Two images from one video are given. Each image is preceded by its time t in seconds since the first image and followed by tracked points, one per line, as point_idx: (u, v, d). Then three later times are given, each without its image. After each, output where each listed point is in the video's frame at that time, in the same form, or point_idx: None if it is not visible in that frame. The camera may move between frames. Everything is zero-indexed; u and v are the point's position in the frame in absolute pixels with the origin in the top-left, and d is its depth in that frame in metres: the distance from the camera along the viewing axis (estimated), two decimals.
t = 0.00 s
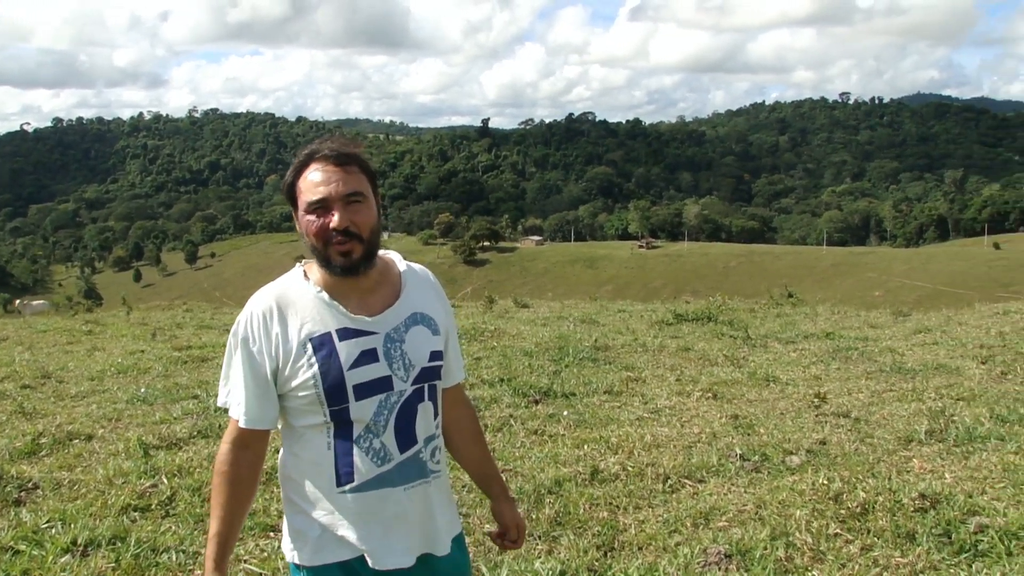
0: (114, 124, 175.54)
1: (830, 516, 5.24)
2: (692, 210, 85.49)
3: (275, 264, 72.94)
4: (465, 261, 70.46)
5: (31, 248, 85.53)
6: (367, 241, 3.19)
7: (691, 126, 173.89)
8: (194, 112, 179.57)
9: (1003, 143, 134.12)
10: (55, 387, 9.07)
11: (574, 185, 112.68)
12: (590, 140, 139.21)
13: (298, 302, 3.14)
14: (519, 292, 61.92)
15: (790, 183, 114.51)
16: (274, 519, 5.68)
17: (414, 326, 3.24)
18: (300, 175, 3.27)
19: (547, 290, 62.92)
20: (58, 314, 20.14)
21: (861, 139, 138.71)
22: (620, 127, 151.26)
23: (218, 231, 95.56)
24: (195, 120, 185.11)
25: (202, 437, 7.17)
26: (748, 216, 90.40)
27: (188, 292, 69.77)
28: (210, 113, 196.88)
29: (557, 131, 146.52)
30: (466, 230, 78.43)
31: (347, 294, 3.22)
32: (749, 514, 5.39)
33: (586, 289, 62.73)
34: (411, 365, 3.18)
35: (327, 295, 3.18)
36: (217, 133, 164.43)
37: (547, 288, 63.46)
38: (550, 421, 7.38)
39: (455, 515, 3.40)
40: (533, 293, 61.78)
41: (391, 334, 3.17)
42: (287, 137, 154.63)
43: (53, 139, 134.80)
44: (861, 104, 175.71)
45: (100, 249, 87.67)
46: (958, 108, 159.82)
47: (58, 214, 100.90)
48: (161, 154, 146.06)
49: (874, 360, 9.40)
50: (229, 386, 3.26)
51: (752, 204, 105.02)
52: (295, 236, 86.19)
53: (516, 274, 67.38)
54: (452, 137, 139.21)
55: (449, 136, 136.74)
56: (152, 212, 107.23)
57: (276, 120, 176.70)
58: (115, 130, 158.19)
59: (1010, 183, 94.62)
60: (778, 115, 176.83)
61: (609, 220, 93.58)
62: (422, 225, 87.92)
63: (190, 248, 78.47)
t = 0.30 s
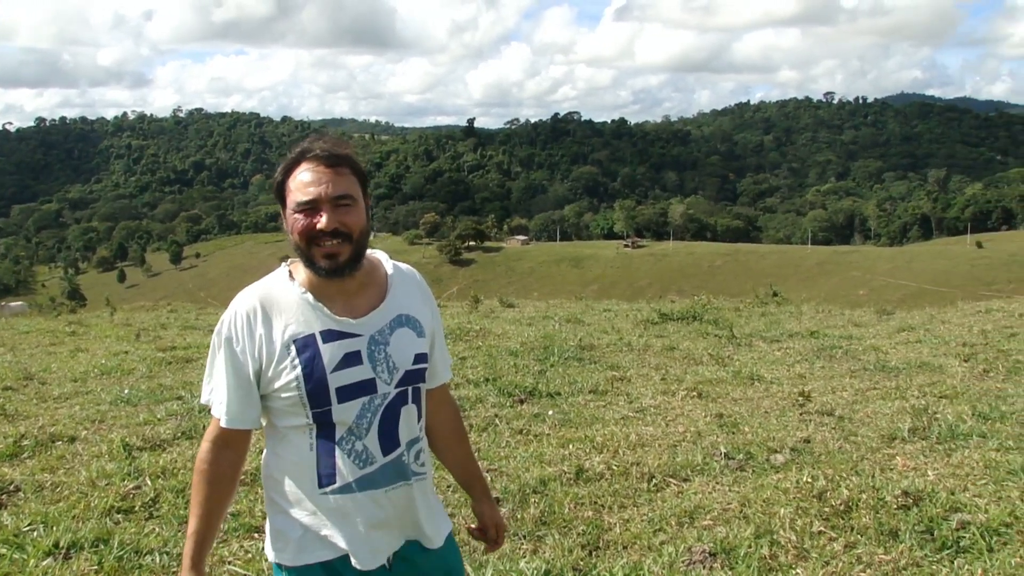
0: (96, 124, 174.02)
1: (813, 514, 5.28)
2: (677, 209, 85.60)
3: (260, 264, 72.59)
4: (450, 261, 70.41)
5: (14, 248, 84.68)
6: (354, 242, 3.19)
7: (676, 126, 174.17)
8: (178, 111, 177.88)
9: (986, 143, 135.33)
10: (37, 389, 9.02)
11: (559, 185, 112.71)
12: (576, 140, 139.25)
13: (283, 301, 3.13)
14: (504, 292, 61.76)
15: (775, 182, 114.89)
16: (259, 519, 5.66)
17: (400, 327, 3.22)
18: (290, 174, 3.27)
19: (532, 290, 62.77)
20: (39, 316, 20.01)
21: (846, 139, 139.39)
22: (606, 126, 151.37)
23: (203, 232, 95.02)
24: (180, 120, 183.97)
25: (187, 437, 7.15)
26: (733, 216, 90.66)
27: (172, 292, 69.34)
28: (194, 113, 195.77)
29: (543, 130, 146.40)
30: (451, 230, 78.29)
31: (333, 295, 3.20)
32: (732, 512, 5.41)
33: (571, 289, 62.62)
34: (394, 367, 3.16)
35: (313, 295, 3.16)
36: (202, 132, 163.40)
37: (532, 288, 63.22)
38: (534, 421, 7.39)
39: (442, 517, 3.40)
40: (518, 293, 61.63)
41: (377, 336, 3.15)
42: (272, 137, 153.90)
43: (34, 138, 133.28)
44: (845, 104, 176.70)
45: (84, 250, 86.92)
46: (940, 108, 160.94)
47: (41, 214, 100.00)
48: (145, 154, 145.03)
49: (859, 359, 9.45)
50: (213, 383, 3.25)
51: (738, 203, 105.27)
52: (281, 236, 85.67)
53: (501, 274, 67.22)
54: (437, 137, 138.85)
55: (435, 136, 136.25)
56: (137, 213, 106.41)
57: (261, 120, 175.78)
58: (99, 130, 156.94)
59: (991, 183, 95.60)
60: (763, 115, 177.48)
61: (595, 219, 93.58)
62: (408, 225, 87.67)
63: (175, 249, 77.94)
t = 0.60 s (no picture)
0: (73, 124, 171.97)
1: (795, 512, 5.29)
2: (660, 208, 85.22)
3: (242, 266, 72.17)
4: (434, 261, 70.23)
5: None
6: (354, 247, 3.17)
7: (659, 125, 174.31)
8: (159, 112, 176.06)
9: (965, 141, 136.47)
10: (17, 393, 8.94)
11: (542, 185, 112.65)
12: (559, 139, 139.10)
13: (280, 303, 3.12)
14: (488, 292, 61.52)
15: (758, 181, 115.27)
16: (240, 523, 5.63)
17: (395, 332, 3.22)
18: (293, 172, 3.24)
19: (515, 290, 62.56)
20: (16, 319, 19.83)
21: (827, 139, 140.04)
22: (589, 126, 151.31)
23: (185, 234, 94.26)
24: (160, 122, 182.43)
25: (168, 441, 7.12)
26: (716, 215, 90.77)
27: (153, 295, 68.78)
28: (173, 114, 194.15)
29: (527, 130, 146.24)
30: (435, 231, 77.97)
31: (329, 297, 3.18)
32: (715, 510, 5.42)
33: (555, 289, 62.43)
34: (389, 372, 3.16)
35: (309, 298, 3.15)
36: (183, 134, 162.01)
37: (514, 288, 63.00)
38: (517, 422, 7.39)
39: (435, 521, 3.40)
40: (502, 293, 61.37)
41: (371, 340, 3.14)
42: (254, 138, 152.96)
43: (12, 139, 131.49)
44: (826, 104, 177.55)
45: (64, 252, 85.94)
46: (920, 107, 162.05)
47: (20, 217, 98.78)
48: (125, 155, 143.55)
49: (840, 357, 9.50)
50: (207, 385, 3.23)
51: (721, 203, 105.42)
52: (264, 237, 85.06)
53: (485, 274, 66.97)
54: (420, 137, 138.29)
55: (418, 136, 135.65)
56: (118, 215, 105.40)
57: (242, 121, 174.53)
58: (78, 131, 155.29)
59: (971, 181, 96.45)
60: (745, 113, 177.92)
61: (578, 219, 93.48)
62: (391, 225, 87.30)
63: (156, 251, 77.31)
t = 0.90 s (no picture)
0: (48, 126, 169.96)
1: (774, 510, 5.32)
2: (640, 209, 86.09)
3: (221, 268, 71.78)
4: (415, 262, 70.14)
5: None
6: (363, 244, 3.16)
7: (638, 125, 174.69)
8: (137, 112, 174.23)
9: (941, 142, 137.97)
10: None
11: (524, 185, 112.39)
12: (540, 140, 139.16)
13: (284, 304, 3.10)
14: (469, 293, 61.38)
15: (737, 182, 115.86)
16: (219, 527, 5.61)
17: (399, 333, 3.20)
18: (301, 171, 3.23)
19: (496, 291, 62.44)
20: None
21: (806, 139, 140.95)
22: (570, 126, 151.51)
23: (164, 235, 93.39)
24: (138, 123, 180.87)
25: (145, 445, 7.11)
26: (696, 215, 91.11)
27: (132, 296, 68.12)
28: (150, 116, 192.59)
29: (508, 130, 146.15)
30: (416, 232, 77.82)
31: (334, 297, 3.19)
32: (694, 510, 5.45)
33: (535, 289, 62.37)
34: (392, 372, 3.13)
35: (313, 297, 3.15)
36: (161, 134, 160.52)
37: (496, 288, 62.90)
38: (498, 422, 7.40)
39: (436, 522, 3.36)
40: (483, 294, 61.24)
41: (375, 340, 3.13)
42: (233, 139, 152.01)
43: None
44: (804, 104, 178.77)
45: (41, 254, 84.87)
46: (897, 108, 163.48)
47: None
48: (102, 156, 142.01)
49: (818, 355, 9.57)
50: (208, 384, 3.21)
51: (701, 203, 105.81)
52: (244, 239, 84.48)
53: (466, 274, 66.86)
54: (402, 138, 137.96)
55: (399, 137, 135.30)
56: (95, 217, 104.31)
57: (221, 123, 173.37)
58: (54, 132, 153.44)
59: (947, 181, 97.51)
60: (725, 114, 178.79)
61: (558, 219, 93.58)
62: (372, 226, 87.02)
63: (135, 253, 76.61)
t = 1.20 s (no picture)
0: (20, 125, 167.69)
1: (751, 510, 5.36)
2: (618, 210, 87.15)
3: (197, 269, 71.22)
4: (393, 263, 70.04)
5: None
6: (372, 238, 3.15)
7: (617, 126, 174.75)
8: (113, 112, 172.43)
9: (917, 143, 139.08)
10: None
11: (502, 185, 110.53)
12: (518, 140, 139.04)
13: (292, 298, 3.10)
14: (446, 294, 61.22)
15: (714, 182, 116.37)
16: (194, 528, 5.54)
17: (409, 326, 3.17)
18: (312, 167, 3.23)
19: (475, 292, 62.28)
20: None
21: (783, 139, 141.80)
22: (548, 126, 151.47)
23: (140, 236, 92.44)
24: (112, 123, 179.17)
25: (122, 447, 7.09)
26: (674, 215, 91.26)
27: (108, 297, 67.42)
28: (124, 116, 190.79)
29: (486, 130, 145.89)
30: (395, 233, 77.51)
31: (341, 289, 3.19)
32: (673, 509, 5.47)
33: (514, 289, 62.22)
34: (399, 366, 3.10)
35: (323, 291, 3.15)
36: (137, 134, 158.87)
37: (474, 288, 62.84)
38: (477, 423, 7.40)
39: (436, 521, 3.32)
40: (460, 295, 61.08)
41: (383, 335, 3.10)
42: (210, 141, 150.84)
43: None
44: (781, 104, 179.87)
45: (15, 255, 83.73)
46: (873, 109, 164.77)
47: None
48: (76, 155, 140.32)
49: (796, 355, 9.63)
50: (216, 375, 3.21)
51: (679, 203, 106.08)
52: (221, 240, 83.90)
53: (445, 275, 66.74)
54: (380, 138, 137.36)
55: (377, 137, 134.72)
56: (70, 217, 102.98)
57: (198, 123, 172.00)
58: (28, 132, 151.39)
59: (923, 182, 98.35)
60: (703, 114, 179.46)
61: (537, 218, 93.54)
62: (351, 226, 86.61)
63: (110, 253, 75.84)
